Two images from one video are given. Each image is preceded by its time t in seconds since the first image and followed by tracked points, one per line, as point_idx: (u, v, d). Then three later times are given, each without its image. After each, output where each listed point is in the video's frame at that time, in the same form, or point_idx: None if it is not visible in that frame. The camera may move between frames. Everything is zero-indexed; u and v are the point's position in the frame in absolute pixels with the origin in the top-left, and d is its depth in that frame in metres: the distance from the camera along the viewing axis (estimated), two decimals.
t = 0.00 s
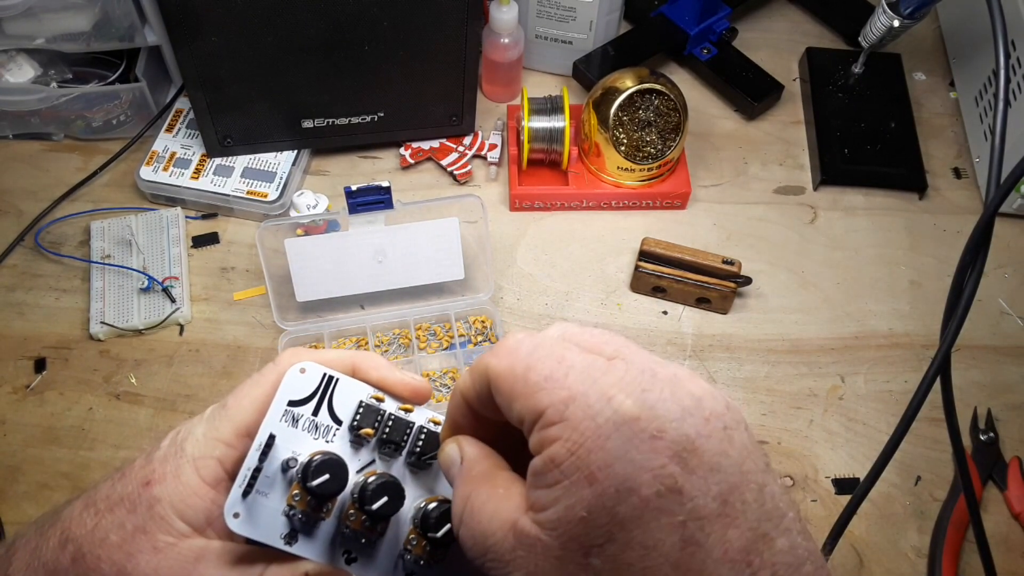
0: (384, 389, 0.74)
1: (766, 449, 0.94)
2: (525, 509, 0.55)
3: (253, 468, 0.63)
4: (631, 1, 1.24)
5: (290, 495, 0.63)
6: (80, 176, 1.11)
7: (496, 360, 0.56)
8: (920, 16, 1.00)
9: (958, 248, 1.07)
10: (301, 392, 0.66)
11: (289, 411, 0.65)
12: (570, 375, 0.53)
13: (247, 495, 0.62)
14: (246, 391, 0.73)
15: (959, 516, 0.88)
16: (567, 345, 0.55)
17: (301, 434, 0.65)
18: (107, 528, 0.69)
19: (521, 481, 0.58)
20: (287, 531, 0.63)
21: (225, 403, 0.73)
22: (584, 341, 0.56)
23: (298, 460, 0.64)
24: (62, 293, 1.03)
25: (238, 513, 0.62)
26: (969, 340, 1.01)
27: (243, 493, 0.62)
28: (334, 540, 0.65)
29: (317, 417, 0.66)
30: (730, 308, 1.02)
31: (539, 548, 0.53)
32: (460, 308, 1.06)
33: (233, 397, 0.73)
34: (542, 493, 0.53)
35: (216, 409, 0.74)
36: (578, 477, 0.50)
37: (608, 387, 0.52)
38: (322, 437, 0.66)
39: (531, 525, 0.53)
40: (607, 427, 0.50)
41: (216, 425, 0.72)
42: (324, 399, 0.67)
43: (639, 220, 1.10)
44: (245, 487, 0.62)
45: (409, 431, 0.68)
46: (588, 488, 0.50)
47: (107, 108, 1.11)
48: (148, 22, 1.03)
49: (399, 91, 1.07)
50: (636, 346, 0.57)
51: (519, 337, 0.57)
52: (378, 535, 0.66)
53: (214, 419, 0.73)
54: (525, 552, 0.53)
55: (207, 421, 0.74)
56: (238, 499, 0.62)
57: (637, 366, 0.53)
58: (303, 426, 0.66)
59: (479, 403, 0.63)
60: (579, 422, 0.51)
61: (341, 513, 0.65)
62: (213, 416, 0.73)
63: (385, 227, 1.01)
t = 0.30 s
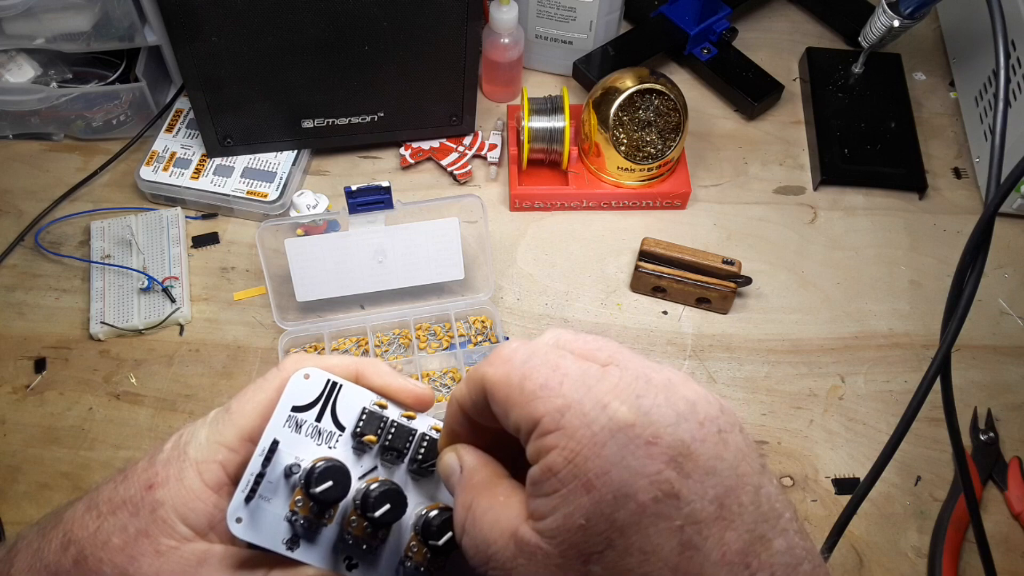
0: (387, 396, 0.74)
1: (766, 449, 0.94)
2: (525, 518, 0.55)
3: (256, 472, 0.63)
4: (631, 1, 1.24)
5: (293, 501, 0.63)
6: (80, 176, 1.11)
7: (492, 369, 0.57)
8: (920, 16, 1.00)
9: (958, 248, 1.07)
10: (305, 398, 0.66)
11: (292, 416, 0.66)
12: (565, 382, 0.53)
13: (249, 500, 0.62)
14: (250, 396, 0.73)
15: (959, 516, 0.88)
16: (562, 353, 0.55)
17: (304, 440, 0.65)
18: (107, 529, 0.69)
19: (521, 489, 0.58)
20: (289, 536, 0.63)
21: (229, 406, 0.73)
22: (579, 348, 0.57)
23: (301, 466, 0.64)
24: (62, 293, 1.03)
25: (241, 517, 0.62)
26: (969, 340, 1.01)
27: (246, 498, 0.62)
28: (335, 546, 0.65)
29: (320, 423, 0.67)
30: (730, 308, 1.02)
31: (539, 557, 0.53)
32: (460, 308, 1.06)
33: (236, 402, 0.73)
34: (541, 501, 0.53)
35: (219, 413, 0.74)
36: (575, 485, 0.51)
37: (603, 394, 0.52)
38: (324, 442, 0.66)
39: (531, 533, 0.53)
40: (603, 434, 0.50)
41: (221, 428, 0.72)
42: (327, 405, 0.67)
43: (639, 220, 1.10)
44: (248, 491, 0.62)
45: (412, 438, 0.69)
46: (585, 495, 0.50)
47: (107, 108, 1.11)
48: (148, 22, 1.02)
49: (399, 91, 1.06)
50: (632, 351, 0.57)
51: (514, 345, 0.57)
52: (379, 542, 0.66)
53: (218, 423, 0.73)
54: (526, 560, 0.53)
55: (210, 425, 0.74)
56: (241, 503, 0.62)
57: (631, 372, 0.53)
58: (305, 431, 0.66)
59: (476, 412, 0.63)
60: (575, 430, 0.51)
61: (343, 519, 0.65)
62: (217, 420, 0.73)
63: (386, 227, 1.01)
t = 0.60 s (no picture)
0: (400, 403, 0.74)
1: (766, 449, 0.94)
2: (526, 520, 0.55)
3: (273, 484, 0.62)
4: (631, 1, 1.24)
5: (310, 512, 0.63)
6: (80, 176, 1.11)
7: (479, 379, 0.57)
8: (920, 16, 1.00)
9: (958, 248, 1.07)
10: (319, 406, 0.66)
11: (307, 425, 0.65)
12: (551, 384, 0.54)
13: (266, 512, 0.62)
14: (259, 401, 0.71)
15: (959, 516, 0.88)
16: (547, 356, 0.56)
17: (319, 449, 0.65)
18: (113, 539, 0.68)
19: (521, 494, 0.59)
20: (305, 546, 0.63)
21: (234, 412, 0.72)
22: (564, 351, 0.57)
23: (317, 476, 0.64)
24: (62, 293, 1.03)
25: (259, 529, 0.61)
26: (968, 341, 1.01)
27: (264, 511, 0.61)
28: (349, 553, 0.66)
29: (334, 431, 0.66)
30: (730, 308, 1.02)
31: (543, 557, 0.53)
32: (460, 308, 1.06)
33: (245, 407, 0.71)
34: (539, 502, 0.53)
35: (225, 419, 0.72)
36: (571, 482, 0.51)
37: (590, 390, 0.52)
38: (338, 451, 0.66)
39: (532, 534, 0.54)
40: (592, 429, 0.50)
41: (227, 435, 0.71)
42: (341, 412, 0.67)
43: (639, 220, 1.10)
44: (266, 503, 0.62)
45: (426, 445, 0.70)
46: (580, 491, 0.50)
47: (107, 108, 1.11)
48: (148, 22, 1.02)
49: (399, 91, 1.07)
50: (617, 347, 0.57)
51: (500, 353, 0.57)
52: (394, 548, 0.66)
53: (225, 430, 0.71)
54: (531, 561, 0.54)
55: (217, 431, 0.72)
56: (258, 515, 0.61)
57: (618, 367, 0.53)
58: (320, 440, 0.65)
59: (466, 422, 0.63)
60: (566, 428, 0.52)
61: (359, 528, 0.65)
62: (222, 426, 0.72)
63: (386, 227, 1.01)
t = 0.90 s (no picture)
0: (397, 399, 0.75)
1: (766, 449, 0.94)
2: (539, 502, 0.55)
3: (272, 487, 0.61)
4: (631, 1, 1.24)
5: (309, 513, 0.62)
6: (80, 176, 1.11)
7: (494, 368, 0.58)
8: (920, 16, 1.00)
9: (958, 248, 1.07)
10: (316, 406, 0.65)
11: (304, 426, 0.64)
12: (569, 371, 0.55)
13: (265, 516, 0.61)
14: (251, 399, 0.72)
15: (959, 516, 0.88)
16: (562, 347, 0.57)
17: (317, 449, 0.65)
18: (107, 544, 0.68)
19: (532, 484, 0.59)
20: (306, 545, 0.64)
21: (226, 411, 0.72)
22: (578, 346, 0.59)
23: (316, 477, 0.64)
24: (63, 293, 1.03)
25: (258, 532, 0.61)
26: (969, 341, 1.01)
27: (263, 515, 0.61)
28: (349, 550, 0.66)
29: (331, 430, 0.66)
30: (730, 308, 1.02)
31: (556, 537, 0.53)
32: (460, 308, 1.06)
33: (236, 406, 0.71)
34: (554, 484, 0.53)
35: (217, 419, 0.72)
36: (591, 461, 0.51)
37: (609, 375, 0.54)
38: (336, 450, 0.66)
39: (546, 515, 0.54)
40: (614, 411, 0.52)
41: (219, 435, 0.71)
42: (338, 411, 0.66)
43: (639, 220, 1.10)
44: (266, 506, 0.61)
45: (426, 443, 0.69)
46: (601, 469, 0.51)
47: (107, 108, 1.11)
48: (148, 22, 1.02)
49: (399, 91, 1.07)
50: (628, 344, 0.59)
51: (515, 345, 0.59)
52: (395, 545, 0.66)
53: (217, 430, 0.72)
54: (545, 543, 0.53)
55: (209, 431, 0.72)
56: (257, 519, 0.61)
57: (631, 360, 0.55)
58: (318, 440, 0.65)
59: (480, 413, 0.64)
60: (588, 410, 0.53)
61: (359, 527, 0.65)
62: (215, 427, 0.72)
63: (385, 227, 1.01)
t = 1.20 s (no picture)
0: (407, 409, 0.75)
1: (766, 449, 0.94)
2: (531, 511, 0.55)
3: (289, 494, 0.62)
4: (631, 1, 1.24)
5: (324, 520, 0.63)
6: (80, 176, 1.11)
7: (486, 377, 0.58)
8: (920, 16, 1.00)
9: (958, 248, 1.07)
10: (330, 413, 0.66)
11: (319, 433, 0.65)
12: (558, 379, 0.54)
13: (281, 523, 0.62)
14: (264, 402, 0.72)
15: (959, 516, 0.88)
16: (553, 352, 0.56)
17: (331, 456, 0.65)
18: (117, 548, 0.67)
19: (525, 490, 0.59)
20: (318, 552, 0.64)
21: (240, 415, 0.72)
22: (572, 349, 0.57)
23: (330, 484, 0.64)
24: (62, 293, 1.03)
25: (273, 538, 0.61)
26: (969, 341, 1.01)
27: (278, 521, 0.61)
28: (360, 556, 0.66)
29: (344, 438, 0.67)
30: (730, 308, 1.02)
31: (545, 546, 0.53)
32: (460, 308, 1.06)
33: (249, 410, 0.72)
34: (544, 492, 0.53)
35: (227, 424, 0.72)
36: (577, 472, 0.51)
37: (597, 384, 0.52)
38: (349, 457, 0.66)
39: (536, 525, 0.54)
40: (600, 422, 0.51)
41: (231, 438, 0.71)
42: (351, 419, 0.67)
43: (639, 220, 1.10)
44: (281, 511, 0.62)
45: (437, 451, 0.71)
46: (586, 480, 0.50)
47: (107, 108, 1.11)
48: (148, 22, 1.03)
49: (399, 91, 1.07)
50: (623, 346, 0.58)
51: (507, 351, 0.58)
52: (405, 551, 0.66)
53: (230, 435, 0.71)
54: (535, 552, 0.53)
55: (221, 436, 0.72)
56: (272, 526, 0.61)
57: (622, 366, 0.54)
58: (332, 447, 0.66)
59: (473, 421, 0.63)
60: (574, 422, 0.52)
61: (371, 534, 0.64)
62: (226, 430, 0.72)
63: (386, 227, 1.01)
